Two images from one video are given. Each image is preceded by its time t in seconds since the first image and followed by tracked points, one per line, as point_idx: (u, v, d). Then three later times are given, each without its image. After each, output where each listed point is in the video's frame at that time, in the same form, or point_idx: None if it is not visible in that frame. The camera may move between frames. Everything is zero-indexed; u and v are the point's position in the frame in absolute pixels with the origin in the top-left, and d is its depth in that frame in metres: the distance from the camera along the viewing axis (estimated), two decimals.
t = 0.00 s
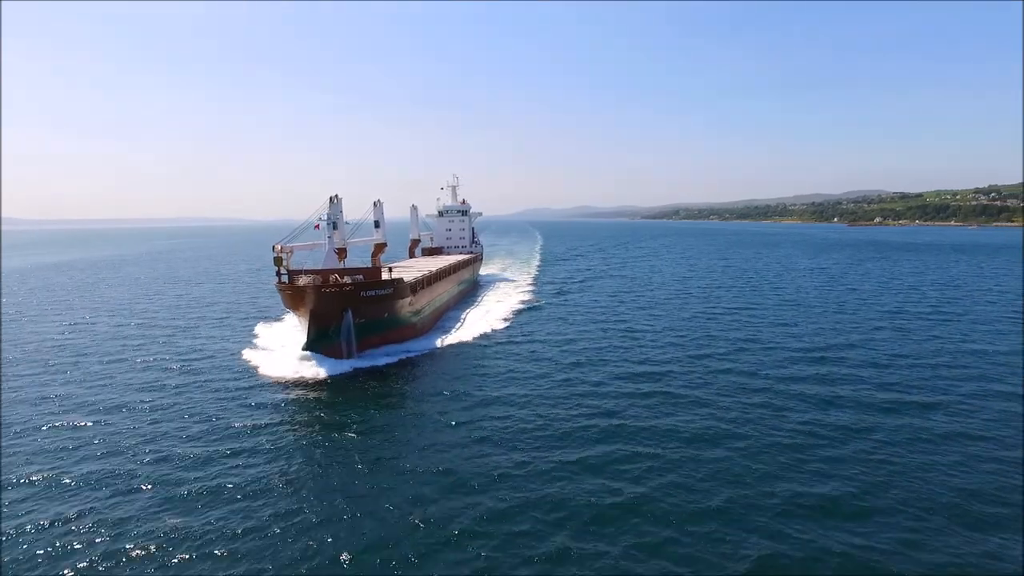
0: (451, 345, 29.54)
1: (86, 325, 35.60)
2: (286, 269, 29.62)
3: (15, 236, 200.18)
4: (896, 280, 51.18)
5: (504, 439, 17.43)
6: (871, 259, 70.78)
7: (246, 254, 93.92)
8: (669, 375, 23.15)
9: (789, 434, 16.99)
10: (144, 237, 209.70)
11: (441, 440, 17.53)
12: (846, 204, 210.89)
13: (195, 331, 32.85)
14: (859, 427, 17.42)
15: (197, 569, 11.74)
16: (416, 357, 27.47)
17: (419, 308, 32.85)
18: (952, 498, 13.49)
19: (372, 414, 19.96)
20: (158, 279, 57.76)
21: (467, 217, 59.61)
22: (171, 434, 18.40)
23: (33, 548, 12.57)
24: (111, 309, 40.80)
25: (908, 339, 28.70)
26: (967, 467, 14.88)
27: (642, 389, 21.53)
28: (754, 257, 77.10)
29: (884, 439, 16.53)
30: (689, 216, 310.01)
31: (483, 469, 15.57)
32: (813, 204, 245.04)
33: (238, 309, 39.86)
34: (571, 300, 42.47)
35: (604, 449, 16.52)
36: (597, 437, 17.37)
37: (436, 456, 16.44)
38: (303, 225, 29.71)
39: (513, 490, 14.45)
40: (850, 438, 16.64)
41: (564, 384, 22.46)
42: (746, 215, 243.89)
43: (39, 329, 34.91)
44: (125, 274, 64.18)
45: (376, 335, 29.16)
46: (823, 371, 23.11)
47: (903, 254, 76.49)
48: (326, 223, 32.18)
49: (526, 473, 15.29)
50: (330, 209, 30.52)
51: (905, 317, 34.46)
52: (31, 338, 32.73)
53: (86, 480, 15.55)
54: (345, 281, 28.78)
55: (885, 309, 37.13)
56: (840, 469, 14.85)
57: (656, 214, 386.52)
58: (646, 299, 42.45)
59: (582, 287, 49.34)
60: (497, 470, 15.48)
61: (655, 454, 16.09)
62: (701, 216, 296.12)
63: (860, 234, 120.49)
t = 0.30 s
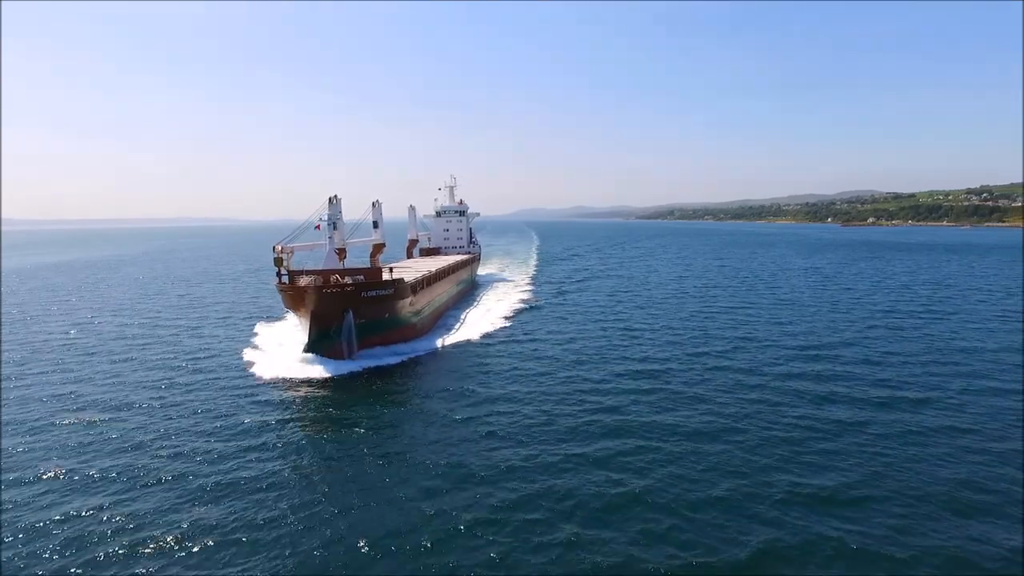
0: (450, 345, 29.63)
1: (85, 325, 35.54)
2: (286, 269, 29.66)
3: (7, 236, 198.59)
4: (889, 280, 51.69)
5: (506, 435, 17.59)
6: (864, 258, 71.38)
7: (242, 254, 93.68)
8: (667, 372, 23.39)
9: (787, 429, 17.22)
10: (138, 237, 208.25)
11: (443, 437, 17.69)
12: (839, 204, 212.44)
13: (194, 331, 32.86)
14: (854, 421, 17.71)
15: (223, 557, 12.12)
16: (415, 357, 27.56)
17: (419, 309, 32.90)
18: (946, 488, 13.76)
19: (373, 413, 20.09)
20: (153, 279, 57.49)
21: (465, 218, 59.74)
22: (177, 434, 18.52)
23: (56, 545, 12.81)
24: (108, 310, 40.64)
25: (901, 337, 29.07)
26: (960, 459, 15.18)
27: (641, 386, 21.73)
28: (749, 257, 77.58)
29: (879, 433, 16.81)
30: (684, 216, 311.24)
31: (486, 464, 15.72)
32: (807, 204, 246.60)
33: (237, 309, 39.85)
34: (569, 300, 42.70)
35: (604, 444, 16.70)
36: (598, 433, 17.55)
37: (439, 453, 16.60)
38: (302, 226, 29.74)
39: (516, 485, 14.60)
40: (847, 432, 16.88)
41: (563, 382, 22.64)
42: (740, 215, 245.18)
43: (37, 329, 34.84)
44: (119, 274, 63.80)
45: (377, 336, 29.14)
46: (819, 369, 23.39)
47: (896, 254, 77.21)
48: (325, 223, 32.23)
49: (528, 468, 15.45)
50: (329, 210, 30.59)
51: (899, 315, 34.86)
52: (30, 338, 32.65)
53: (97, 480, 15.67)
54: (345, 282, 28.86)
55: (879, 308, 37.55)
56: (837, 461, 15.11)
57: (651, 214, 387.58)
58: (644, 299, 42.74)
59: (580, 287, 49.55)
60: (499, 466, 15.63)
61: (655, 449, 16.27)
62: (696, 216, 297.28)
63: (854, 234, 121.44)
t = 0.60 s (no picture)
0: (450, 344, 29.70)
1: (82, 325, 35.37)
2: (286, 269, 29.66)
3: None
4: (882, 279, 52.26)
5: (507, 432, 17.72)
6: (857, 258, 72.04)
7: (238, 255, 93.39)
8: (665, 370, 23.60)
9: (785, 424, 17.47)
10: (130, 237, 206.67)
11: (446, 433, 17.78)
12: (832, 204, 214.03)
13: (192, 331, 32.80)
14: (850, 416, 18.01)
15: (235, 551, 12.23)
16: (415, 356, 27.61)
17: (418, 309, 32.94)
18: (942, 480, 14.04)
19: (375, 410, 20.14)
20: (147, 280, 57.06)
21: (462, 218, 59.85)
22: (178, 433, 18.48)
23: (62, 546, 12.70)
24: (105, 310, 40.46)
25: (895, 335, 29.45)
26: (954, 451, 15.49)
27: (640, 384, 21.94)
28: (743, 257, 78.12)
29: (874, 427, 17.11)
30: (678, 216, 312.82)
31: (489, 460, 15.85)
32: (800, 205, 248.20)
33: (234, 309, 39.77)
34: (567, 299, 42.92)
35: (605, 440, 16.86)
36: (599, 429, 17.71)
37: (442, 448, 16.72)
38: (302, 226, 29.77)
39: (518, 481, 14.69)
40: (844, 427, 17.14)
41: (563, 380, 22.81)
42: (734, 215, 246.64)
43: (33, 329, 34.64)
44: (111, 274, 63.24)
45: (376, 336, 29.14)
46: (814, 366, 23.68)
47: (888, 254, 78.01)
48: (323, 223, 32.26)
49: (530, 464, 15.58)
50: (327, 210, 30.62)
51: (892, 314, 35.28)
52: (26, 338, 32.46)
53: (98, 480, 15.55)
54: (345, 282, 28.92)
55: (872, 307, 37.99)
56: (833, 454, 15.38)
57: (645, 214, 388.93)
58: (640, 298, 43.05)
59: (577, 287, 49.83)
60: (502, 461, 15.76)
61: (656, 443, 16.48)
62: (690, 216, 298.65)
63: (847, 234, 122.44)
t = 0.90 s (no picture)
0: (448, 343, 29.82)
1: (78, 325, 35.14)
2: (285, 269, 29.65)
3: None
4: (873, 279, 53.00)
5: (509, 428, 17.91)
6: (849, 258, 72.90)
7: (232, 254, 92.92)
8: (663, 368, 23.89)
9: (781, 419, 17.78)
10: (121, 237, 204.76)
11: (448, 430, 17.92)
12: (824, 204, 215.86)
13: (190, 331, 32.69)
14: (843, 411, 18.39)
15: (243, 547, 12.29)
16: (415, 355, 27.73)
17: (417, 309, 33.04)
18: (935, 471, 14.38)
19: (377, 408, 20.23)
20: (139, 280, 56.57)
21: (458, 218, 59.96)
22: (172, 433, 18.38)
23: (58, 549, 12.53)
24: (100, 310, 40.17)
25: (886, 333, 29.95)
26: (946, 444, 15.85)
27: (638, 381, 22.19)
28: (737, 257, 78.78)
29: (867, 421, 17.49)
30: (671, 215, 314.30)
31: (491, 455, 16.01)
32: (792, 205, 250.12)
33: (231, 309, 39.65)
34: (563, 299, 43.17)
35: (606, 435, 17.09)
36: (599, 425, 17.93)
37: (445, 445, 16.87)
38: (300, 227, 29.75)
39: (521, 475, 14.88)
40: (839, 422, 17.45)
41: (563, 377, 23.04)
42: (726, 215, 248.19)
43: (28, 330, 34.38)
44: (102, 275, 62.59)
45: (376, 336, 29.23)
46: (809, 363, 24.06)
47: (879, 254, 79.01)
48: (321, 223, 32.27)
49: (532, 458, 15.77)
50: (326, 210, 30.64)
51: (883, 313, 35.85)
52: (21, 338, 32.19)
53: (88, 482, 15.34)
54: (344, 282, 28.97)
55: (863, 306, 38.56)
56: (829, 447, 15.71)
57: (638, 214, 389.86)
58: (636, 297, 43.41)
59: (573, 287, 50.11)
60: (504, 456, 15.94)
61: (656, 438, 16.72)
62: (684, 216, 300.14)
63: (838, 234, 123.60)
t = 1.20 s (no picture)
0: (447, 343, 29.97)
1: (74, 325, 34.92)
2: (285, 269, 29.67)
3: None
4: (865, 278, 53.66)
5: (510, 424, 18.09)
6: (840, 257, 73.69)
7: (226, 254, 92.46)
8: (660, 365, 24.18)
9: (778, 414, 18.10)
10: (113, 237, 202.95)
11: (450, 426, 18.09)
12: (815, 204, 217.63)
13: (188, 331, 32.61)
14: (838, 406, 18.74)
15: (251, 539, 12.37)
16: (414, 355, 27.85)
17: (416, 309, 33.16)
18: (927, 462, 14.73)
19: (379, 405, 20.33)
20: (133, 280, 56.20)
21: (454, 218, 60.09)
22: (168, 432, 18.34)
23: (64, 544, 12.56)
24: (96, 310, 39.92)
25: (878, 331, 30.43)
26: (937, 437, 16.21)
27: (636, 378, 22.46)
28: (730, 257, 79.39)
29: (861, 415, 17.84)
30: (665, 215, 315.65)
31: (494, 450, 16.18)
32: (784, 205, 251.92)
33: (228, 309, 39.52)
34: (560, 298, 43.43)
35: (606, 430, 17.32)
36: (598, 420, 18.15)
37: (448, 440, 17.03)
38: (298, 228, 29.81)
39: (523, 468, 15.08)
40: (833, 417, 17.79)
41: (561, 375, 23.27)
42: (720, 215, 249.63)
43: (23, 330, 34.11)
44: (96, 275, 62.10)
45: (376, 337, 29.31)
46: (803, 361, 24.43)
47: (870, 254, 79.89)
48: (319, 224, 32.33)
49: (534, 452, 15.96)
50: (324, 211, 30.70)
51: (874, 312, 36.36)
52: (16, 339, 31.93)
53: (93, 479, 15.35)
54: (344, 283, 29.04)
55: (855, 304, 39.10)
56: (824, 440, 16.02)
57: (632, 214, 391.50)
58: (632, 297, 43.73)
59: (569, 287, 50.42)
60: (506, 451, 16.13)
61: (655, 432, 16.96)
62: (677, 216, 301.62)
63: (830, 234, 124.66)
